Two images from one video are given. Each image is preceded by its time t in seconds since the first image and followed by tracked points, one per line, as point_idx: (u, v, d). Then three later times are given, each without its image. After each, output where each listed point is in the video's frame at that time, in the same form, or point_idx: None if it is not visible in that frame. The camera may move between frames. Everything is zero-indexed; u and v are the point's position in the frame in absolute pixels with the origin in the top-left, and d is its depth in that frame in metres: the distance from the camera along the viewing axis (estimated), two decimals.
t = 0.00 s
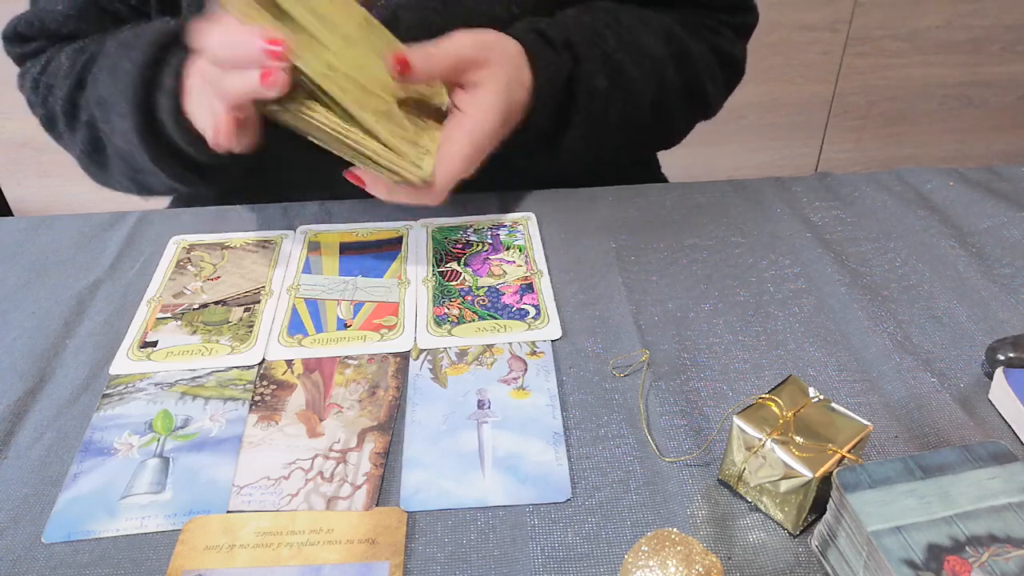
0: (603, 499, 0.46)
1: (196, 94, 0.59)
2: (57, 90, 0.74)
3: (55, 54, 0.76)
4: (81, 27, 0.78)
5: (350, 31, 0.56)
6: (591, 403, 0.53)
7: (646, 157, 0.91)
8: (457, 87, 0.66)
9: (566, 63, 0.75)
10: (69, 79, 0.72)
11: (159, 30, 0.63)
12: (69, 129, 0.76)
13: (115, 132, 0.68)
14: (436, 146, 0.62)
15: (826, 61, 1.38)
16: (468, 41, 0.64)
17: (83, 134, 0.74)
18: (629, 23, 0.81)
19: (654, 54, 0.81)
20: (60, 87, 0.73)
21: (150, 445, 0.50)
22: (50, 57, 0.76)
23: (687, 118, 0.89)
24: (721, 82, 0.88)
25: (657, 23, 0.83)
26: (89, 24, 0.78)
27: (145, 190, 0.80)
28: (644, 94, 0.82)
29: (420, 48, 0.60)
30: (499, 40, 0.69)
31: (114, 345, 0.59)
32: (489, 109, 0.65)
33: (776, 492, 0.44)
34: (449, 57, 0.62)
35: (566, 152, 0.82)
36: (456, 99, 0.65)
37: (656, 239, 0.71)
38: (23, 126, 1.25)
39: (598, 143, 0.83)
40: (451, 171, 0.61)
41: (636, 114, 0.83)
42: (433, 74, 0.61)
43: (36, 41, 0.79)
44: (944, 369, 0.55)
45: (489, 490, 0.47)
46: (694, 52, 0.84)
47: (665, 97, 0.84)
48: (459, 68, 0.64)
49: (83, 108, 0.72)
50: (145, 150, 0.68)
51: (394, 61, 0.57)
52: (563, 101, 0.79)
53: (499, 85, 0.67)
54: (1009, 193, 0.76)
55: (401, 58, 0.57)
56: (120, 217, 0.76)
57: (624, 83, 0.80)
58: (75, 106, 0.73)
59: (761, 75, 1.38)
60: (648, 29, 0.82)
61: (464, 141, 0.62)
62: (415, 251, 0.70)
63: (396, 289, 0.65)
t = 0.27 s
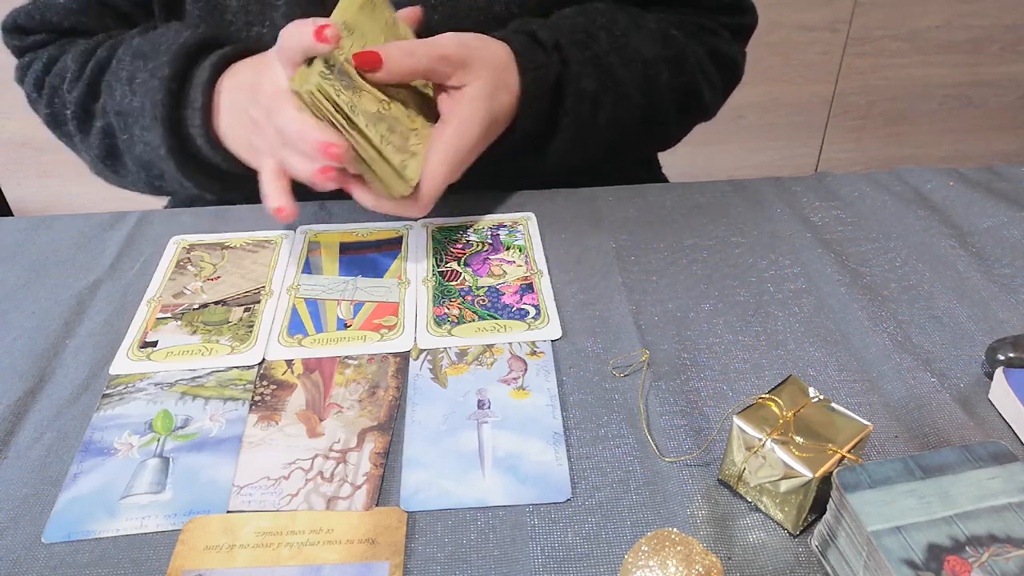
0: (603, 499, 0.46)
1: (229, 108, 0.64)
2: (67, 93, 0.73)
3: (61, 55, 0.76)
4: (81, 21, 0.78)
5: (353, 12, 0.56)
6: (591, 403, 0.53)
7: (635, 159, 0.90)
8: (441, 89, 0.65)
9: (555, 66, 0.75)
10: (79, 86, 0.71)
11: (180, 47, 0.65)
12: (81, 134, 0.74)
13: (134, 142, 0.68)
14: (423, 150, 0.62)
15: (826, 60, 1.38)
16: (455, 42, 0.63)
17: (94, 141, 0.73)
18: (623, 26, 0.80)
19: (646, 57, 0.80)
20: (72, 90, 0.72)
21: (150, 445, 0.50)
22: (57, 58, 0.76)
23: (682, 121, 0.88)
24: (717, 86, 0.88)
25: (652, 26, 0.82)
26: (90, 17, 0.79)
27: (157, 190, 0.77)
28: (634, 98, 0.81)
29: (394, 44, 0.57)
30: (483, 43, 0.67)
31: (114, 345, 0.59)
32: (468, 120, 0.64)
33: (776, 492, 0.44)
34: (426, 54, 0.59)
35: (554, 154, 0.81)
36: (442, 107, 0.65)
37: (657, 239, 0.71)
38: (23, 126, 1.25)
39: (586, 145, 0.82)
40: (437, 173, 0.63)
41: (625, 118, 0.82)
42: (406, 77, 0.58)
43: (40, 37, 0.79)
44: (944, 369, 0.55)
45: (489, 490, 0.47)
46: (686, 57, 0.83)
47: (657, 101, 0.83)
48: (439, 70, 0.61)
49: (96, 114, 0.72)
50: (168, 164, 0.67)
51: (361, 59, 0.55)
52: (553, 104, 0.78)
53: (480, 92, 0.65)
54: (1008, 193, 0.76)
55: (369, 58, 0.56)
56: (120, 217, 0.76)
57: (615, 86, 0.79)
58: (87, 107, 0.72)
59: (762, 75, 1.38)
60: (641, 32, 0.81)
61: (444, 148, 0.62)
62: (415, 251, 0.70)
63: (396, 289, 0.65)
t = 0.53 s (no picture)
0: (603, 499, 0.46)
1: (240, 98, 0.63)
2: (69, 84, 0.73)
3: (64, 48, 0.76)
4: (87, 16, 0.80)
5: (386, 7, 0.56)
6: (591, 403, 0.53)
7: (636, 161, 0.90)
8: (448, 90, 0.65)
9: (557, 75, 0.75)
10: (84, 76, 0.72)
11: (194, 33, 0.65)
12: (83, 126, 0.75)
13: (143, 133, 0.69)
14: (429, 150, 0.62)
15: (826, 61, 1.38)
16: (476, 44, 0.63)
17: (96, 131, 0.73)
18: (626, 32, 0.80)
19: (648, 63, 0.80)
20: (76, 81, 0.73)
21: (150, 445, 0.50)
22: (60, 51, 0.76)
23: (682, 124, 0.89)
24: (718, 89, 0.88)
25: (655, 31, 0.82)
26: (96, 12, 0.80)
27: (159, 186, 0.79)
28: (635, 103, 0.81)
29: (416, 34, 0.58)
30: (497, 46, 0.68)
31: (114, 345, 0.59)
32: (471, 124, 0.65)
33: (776, 493, 0.44)
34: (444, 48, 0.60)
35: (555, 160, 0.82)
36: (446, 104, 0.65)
37: (656, 239, 0.71)
38: (23, 126, 1.25)
39: (587, 150, 0.82)
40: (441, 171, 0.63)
41: (626, 123, 0.82)
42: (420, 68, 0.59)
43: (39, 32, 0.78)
44: (944, 369, 0.55)
45: (489, 490, 0.47)
46: (688, 63, 0.83)
47: (659, 106, 0.83)
48: (453, 69, 0.62)
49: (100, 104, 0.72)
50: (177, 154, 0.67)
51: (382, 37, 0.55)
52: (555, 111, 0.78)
53: (486, 98, 0.66)
54: (1008, 193, 0.76)
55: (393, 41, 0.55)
56: (120, 217, 0.76)
57: (617, 93, 0.79)
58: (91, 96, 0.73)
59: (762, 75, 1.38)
60: (644, 39, 0.81)
61: (447, 150, 0.63)
62: (415, 251, 0.70)
63: (397, 289, 0.65)
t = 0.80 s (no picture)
0: (603, 499, 0.46)
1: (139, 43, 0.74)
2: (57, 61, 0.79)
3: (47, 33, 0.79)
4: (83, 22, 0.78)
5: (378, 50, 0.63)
6: (591, 403, 0.53)
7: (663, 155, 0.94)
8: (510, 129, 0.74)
9: (609, 87, 0.79)
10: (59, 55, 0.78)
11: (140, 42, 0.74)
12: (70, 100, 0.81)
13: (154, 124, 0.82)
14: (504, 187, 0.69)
15: (826, 61, 1.38)
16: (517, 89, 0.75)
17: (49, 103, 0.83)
18: (658, 38, 0.79)
19: (680, 67, 0.81)
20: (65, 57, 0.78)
21: (150, 445, 0.50)
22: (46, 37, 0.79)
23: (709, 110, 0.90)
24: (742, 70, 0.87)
25: (683, 32, 0.81)
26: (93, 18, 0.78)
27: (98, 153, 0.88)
28: (671, 106, 0.84)
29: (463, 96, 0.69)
30: (535, 78, 0.76)
31: (114, 345, 0.59)
32: (544, 155, 0.77)
33: (776, 493, 0.44)
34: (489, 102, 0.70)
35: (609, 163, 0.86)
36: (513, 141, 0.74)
37: (657, 239, 0.71)
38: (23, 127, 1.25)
39: (634, 150, 0.86)
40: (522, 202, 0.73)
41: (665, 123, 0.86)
42: (471, 123, 0.68)
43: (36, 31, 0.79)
44: (944, 369, 0.55)
45: (489, 490, 0.47)
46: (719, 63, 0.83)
47: (693, 106, 0.86)
48: (500, 113, 0.72)
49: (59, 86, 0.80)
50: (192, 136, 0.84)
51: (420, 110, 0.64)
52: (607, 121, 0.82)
53: (548, 125, 0.77)
54: (1008, 193, 0.76)
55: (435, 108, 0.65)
56: (120, 217, 0.76)
57: (656, 99, 0.82)
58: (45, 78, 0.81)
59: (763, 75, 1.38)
60: (674, 42, 0.80)
61: (526, 182, 0.74)
62: (415, 251, 0.70)
63: (397, 289, 0.65)
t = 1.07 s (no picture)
0: (603, 499, 0.46)
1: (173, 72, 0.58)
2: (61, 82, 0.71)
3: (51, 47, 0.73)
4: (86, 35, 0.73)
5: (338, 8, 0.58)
6: (591, 403, 0.53)
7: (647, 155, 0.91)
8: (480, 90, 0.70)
9: (586, 56, 0.76)
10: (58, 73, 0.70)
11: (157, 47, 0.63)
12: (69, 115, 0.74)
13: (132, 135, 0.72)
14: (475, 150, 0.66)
15: (826, 61, 1.38)
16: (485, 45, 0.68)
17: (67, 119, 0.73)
18: (638, 18, 0.81)
19: (663, 46, 0.81)
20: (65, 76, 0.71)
21: (150, 445, 0.50)
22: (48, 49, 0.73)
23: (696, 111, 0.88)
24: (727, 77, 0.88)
25: (665, 18, 0.83)
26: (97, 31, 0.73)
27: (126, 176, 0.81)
28: (658, 87, 0.81)
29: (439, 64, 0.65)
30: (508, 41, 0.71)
31: (114, 345, 0.59)
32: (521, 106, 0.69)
33: (776, 492, 0.44)
34: (468, 66, 0.66)
35: (590, 149, 0.82)
36: (485, 103, 0.70)
37: (656, 239, 0.71)
38: (24, 127, 1.25)
39: (617, 138, 0.82)
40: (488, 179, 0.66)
41: (652, 108, 0.82)
42: (454, 89, 0.65)
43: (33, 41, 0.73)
44: (944, 369, 0.55)
45: (489, 491, 0.47)
46: (703, 45, 0.83)
47: (680, 91, 0.83)
48: (478, 78, 0.68)
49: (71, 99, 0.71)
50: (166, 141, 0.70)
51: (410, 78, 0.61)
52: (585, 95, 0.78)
53: (522, 81, 0.70)
54: (1008, 193, 0.76)
55: (420, 75, 0.62)
56: (120, 216, 0.76)
57: (640, 75, 0.80)
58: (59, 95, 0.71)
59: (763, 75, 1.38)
60: (656, 24, 0.82)
61: (503, 136, 0.68)
62: (415, 251, 0.70)
63: (396, 289, 0.65)
